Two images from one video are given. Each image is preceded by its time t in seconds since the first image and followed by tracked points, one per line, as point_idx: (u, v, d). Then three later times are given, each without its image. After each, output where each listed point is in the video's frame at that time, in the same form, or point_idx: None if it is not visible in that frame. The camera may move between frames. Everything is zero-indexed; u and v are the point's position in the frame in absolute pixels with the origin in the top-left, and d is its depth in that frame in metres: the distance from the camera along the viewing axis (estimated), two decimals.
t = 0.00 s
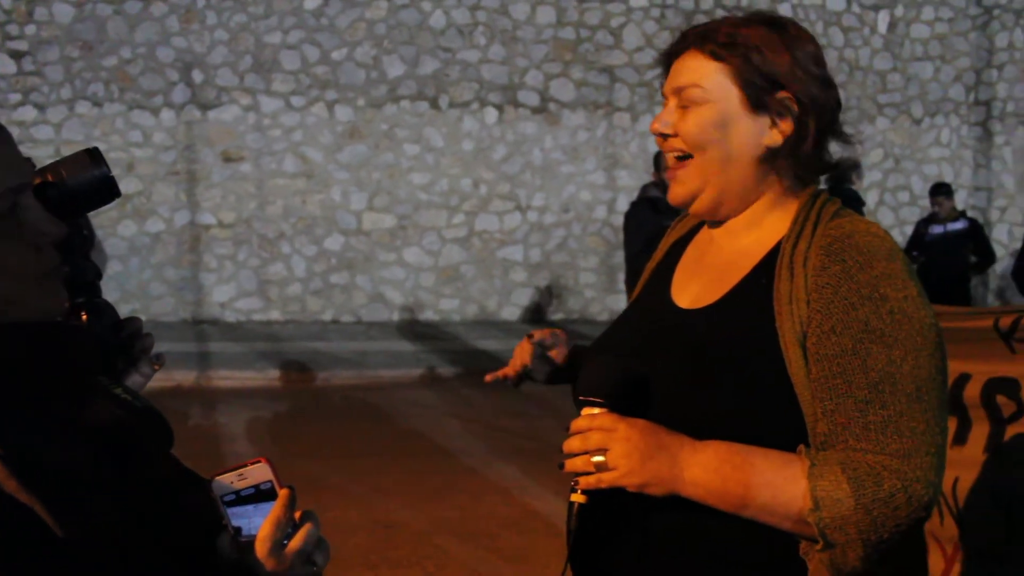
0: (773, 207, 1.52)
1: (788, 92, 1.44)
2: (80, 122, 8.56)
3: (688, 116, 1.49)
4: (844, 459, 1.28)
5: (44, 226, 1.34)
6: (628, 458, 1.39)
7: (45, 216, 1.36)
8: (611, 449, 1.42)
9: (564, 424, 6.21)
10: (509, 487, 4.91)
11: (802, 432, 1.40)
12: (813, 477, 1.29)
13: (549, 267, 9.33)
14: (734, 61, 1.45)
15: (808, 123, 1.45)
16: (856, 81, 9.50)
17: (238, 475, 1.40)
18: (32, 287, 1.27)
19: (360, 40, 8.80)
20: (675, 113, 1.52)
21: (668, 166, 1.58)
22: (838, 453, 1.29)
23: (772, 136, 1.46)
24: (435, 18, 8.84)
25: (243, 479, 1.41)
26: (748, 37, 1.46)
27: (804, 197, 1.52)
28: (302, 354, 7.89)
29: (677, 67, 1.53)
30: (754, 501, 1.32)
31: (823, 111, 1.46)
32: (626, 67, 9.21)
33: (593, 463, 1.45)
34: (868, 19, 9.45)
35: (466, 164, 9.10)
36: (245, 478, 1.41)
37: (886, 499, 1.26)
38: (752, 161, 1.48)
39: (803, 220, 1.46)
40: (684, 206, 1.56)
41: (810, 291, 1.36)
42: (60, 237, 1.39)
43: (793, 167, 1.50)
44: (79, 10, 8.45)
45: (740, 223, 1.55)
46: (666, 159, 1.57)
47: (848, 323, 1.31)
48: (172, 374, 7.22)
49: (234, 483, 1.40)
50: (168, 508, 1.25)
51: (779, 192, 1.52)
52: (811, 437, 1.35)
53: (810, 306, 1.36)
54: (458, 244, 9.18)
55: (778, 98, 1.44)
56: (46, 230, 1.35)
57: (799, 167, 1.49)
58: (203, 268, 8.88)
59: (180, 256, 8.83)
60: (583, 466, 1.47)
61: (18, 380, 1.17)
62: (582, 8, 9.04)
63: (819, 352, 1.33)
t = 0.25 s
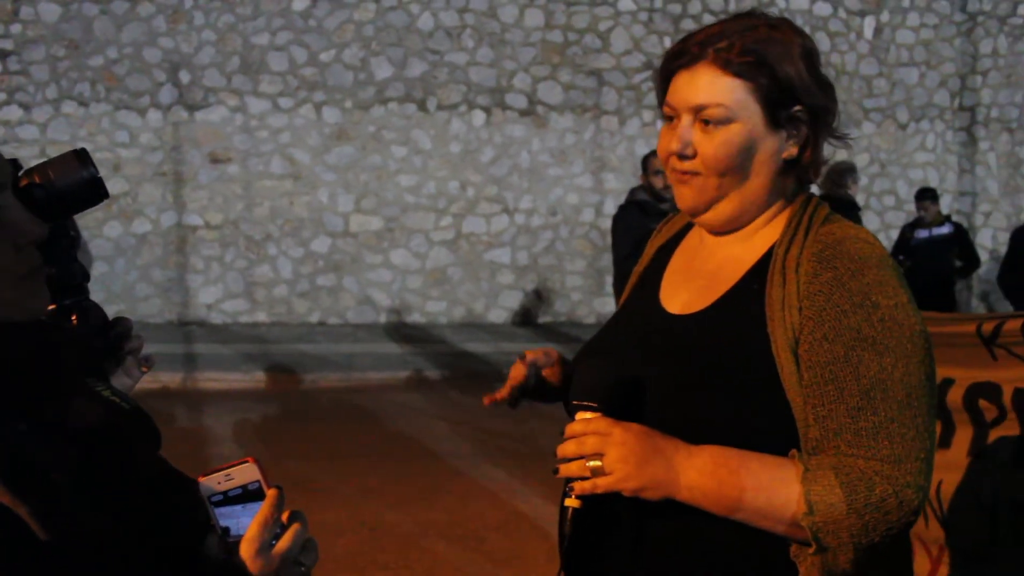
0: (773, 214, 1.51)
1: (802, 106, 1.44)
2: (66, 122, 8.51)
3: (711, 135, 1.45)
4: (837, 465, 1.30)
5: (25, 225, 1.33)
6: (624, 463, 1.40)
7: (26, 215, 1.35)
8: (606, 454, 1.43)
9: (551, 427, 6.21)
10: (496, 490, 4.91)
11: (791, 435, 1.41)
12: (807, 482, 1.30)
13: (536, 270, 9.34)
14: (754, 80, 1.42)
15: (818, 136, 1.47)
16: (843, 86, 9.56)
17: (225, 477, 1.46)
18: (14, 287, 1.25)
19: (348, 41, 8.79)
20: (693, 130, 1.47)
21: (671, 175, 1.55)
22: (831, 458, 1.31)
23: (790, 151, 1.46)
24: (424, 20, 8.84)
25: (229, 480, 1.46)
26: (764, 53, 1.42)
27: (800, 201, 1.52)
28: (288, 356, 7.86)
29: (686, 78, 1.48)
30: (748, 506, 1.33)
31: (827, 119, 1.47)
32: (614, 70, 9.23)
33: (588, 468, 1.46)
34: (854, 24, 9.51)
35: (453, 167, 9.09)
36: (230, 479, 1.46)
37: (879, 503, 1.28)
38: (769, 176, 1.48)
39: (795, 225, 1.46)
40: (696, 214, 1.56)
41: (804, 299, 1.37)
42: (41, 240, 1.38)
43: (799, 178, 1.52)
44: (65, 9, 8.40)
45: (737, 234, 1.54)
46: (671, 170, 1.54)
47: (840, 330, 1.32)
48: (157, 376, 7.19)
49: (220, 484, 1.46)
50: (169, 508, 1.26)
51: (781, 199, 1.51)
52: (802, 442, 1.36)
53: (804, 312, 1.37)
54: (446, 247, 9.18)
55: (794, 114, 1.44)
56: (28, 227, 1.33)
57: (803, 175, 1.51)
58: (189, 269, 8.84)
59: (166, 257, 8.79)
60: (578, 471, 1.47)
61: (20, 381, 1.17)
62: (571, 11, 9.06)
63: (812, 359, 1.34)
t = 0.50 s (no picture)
0: (767, 222, 1.52)
1: (795, 112, 1.44)
2: (56, 121, 8.48)
3: (703, 146, 1.45)
4: (835, 472, 1.31)
5: (19, 228, 1.35)
6: (626, 474, 1.36)
7: (19, 219, 1.37)
8: (608, 466, 1.38)
9: (542, 430, 6.21)
10: (487, 492, 4.91)
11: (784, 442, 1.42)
12: (805, 490, 1.31)
13: (528, 272, 9.35)
14: (745, 90, 1.42)
15: (810, 143, 1.48)
16: (834, 91, 9.60)
17: (220, 477, 1.44)
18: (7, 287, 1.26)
19: (341, 42, 8.78)
20: (685, 140, 1.47)
21: (663, 185, 1.55)
22: (829, 465, 1.32)
23: (782, 159, 1.48)
24: (417, 22, 8.84)
25: (223, 481, 1.44)
26: (755, 63, 1.43)
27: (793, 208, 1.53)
28: (279, 358, 7.85)
29: (677, 89, 1.48)
30: (745, 514, 1.33)
31: (819, 127, 1.48)
32: (606, 73, 9.26)
33: (589, 479, 1.41)
34: (845, 30, 9.56)
35: (445, 169, 9.09)
36: (225, 479, 1.44)
37: (876, 510, 1.29)
38: (760, 185, 1.49)
39: (790, 232, 1.47)
40: (688, 225, 1.55)
41: (800, 308, 1.38)
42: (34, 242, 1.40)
43: (792, 185, 1.53)
44: (57, 8, 8.37)
45: (730, 244, 1.55)
46: (663, 181, 1.54)
47: (836, 339, 1.33)
48: (148, 376, 7.16)
49: (215, 485, 1.44)
50: (170, 508, 1.27)
51: (774, 207, 1.52)
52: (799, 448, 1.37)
53: (800, 321, 1.37)
54: (437, 249, 9.17)
55: (786, 122, 1.44)
56: (20, 227, 1.37)
57: (796, 180, 1.52)
58: (180, 270, 8.81)
59: (157, 257, 8.76)
60: (579, 483, 1.42)
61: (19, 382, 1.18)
62: (564, 14, 9.09)
63: (809, 367, 1.35)
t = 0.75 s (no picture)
0: (765, 225, 1.52)
1: (783, 116, 1.45)
2: (50, 121, 8.45)
3: (693, 158, 1.46)
4: (832, 478, 1.32)
5: (24, 226, 1.34)
6: (623, 481, 1.36)
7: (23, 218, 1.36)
8: (604, 472, 1.38)
9: (535, 431, 6.21)
10: (480, 493, 4.91)
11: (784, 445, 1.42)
12: (802, 496, 1.32)
13: (522, 274, 9.35)
14: (730, 99, 1.43)
15: (801, 145, 1.48)
16: (827, 94, 9.64)
17: (222, 477, 1.40)
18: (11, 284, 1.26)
19: (335, 44, 8.78)
20: (674, 154, 1.48)
21: (658, 199, 1.56)
22: (827, 472, 1.32)
23: (774, 164, 1.48)
24: (411, 23, 8.84)
25: (226, 481, 1.41)
26: (736, 71, 1.43)
27: (789, 211, 1.53)
28: (272, 359, 7.84)
29: (663, 104, 1.48)
30: (743, 520, 1.34)
31: (809, 127, 1.48)
32: (600, 76, 9.27)
33: (586, 486, 1.40)
34: (839, 33, 9.59)
35: (439, 171, 9.09)
36: (227, 480, 1.41)
37: (874, 516, 1.30)
38: (755, 190, 1.49)
39: (786, 237, 1.47)
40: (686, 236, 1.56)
41: (796, 314, 1.38)
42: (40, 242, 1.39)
43: (787, 187, 1.53)
44: (50, 8, 8.35)
45: (722, 251, 1.55)
46: (657, 194, 1.54)
47: (833, 345, 1.34)
48: (140, 377, 7.14)
49: (217, 486, 1.41)
50: (169, 508, 1.31)
51: (773, 211, 1.52)
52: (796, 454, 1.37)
53: (796, 328, 1.38)
54: (431, 250, 9.17)
55: (775, 126, 1.45)
56: (24, 226, 1.35)
57: (790, 182, 1.51)
58: (174, 271, 8.79)
59: (151, 258, 8.74)
60: (576, 489, 1.41)
61: (19, 381, 1.18)
62: (558, 16, 9.10)
63: (805, 374, 1.35)
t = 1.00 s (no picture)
0: (764, 227, 1.52)
1: (781, 116, 1.45)
2: (46, 123, 8.44)
3: (691, 156, 1.46)
4: (830, 482, 1.31)
5: (31, 229, 1.36)
6: (619, 483, 1.38)
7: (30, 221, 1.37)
8: (601, 475, 1.40)
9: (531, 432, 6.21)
10: (478, 495, 4.91)
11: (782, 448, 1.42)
12: (800, 500, 1.32)
13: (518, 276, 9.35)
14: (728, 97, 1.43)
15: (800, 145, 1.48)
16: (823, 96, 9.66)
17: (227, 477, 1.37)
18: (19, 286, 1.27)
19: (332, 45, 8.78)
20: (673, 151, 1.48)
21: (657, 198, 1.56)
22: (825, 475, 1.32)
23: (771, 163, 1.47)
24: (408, 25, 8.85)
25: (232, 481, 1.38)
26: (736, 68, 1.43)
27: (788, 213, 1.53)
28: (269, 361, 7.83)
29: (662, 101, 1.49)
30: (742, 522, 1.34)
31: (809, 128, 1.48)
32: (597, 78, 9.28)
33: (583, 487, 1.42)
34: (834, 35, 9.62)
35: (436, 172, 9.10)
36: (234, 479, 1.38)
37: (871, 521, 1.30)
38: (753, 190, 1.49)
39: (786, 240, 1.47)
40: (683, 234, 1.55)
41: (796, 317, 1.38)
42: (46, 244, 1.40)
43: (786, 187, 1.52)
44: (46, 9, 8.35)
45: (722, 254, 1.55)
46: (656, 193, 1.55)
47: (832, 349, 1.34)
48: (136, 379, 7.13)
49: (223, 485, 1.38)
50: (170, 507, 1.28)
51: (772, 213, 1.52)
52: (795, 458, 1.37)
53: (796, 331, 1.38)
54: (428, 252, 9.17)
55: (773, 126, 1.45)
56: (30, 229, 1.36)
57: (789, 184, 1.51)
58: (170, 272, 8.79)
59: (147, 259, 8.74)
60: (572, 491, 1.43)
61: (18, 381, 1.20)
62: (554, 18, 9.11)
63: (804, 377, 1.35)
